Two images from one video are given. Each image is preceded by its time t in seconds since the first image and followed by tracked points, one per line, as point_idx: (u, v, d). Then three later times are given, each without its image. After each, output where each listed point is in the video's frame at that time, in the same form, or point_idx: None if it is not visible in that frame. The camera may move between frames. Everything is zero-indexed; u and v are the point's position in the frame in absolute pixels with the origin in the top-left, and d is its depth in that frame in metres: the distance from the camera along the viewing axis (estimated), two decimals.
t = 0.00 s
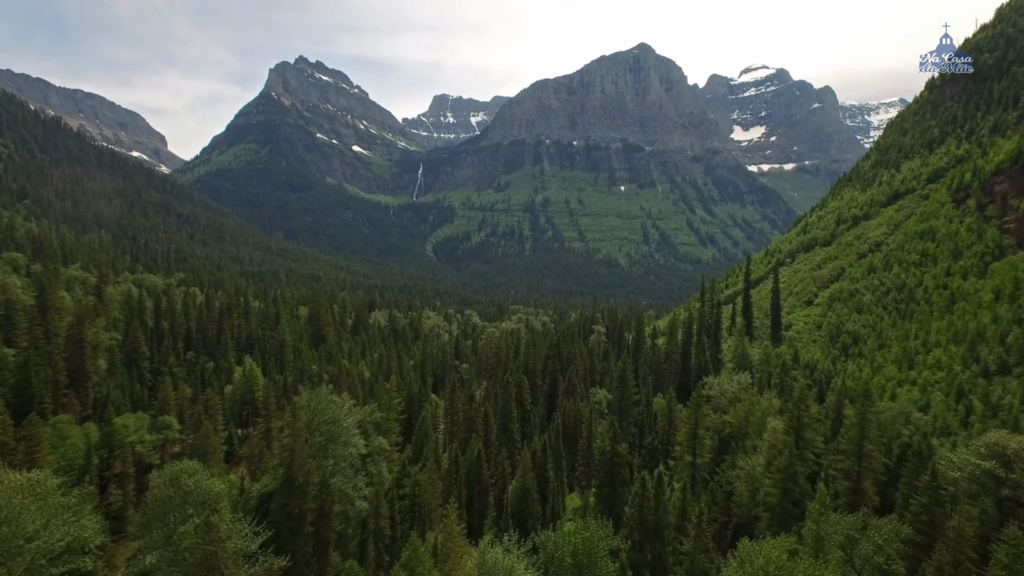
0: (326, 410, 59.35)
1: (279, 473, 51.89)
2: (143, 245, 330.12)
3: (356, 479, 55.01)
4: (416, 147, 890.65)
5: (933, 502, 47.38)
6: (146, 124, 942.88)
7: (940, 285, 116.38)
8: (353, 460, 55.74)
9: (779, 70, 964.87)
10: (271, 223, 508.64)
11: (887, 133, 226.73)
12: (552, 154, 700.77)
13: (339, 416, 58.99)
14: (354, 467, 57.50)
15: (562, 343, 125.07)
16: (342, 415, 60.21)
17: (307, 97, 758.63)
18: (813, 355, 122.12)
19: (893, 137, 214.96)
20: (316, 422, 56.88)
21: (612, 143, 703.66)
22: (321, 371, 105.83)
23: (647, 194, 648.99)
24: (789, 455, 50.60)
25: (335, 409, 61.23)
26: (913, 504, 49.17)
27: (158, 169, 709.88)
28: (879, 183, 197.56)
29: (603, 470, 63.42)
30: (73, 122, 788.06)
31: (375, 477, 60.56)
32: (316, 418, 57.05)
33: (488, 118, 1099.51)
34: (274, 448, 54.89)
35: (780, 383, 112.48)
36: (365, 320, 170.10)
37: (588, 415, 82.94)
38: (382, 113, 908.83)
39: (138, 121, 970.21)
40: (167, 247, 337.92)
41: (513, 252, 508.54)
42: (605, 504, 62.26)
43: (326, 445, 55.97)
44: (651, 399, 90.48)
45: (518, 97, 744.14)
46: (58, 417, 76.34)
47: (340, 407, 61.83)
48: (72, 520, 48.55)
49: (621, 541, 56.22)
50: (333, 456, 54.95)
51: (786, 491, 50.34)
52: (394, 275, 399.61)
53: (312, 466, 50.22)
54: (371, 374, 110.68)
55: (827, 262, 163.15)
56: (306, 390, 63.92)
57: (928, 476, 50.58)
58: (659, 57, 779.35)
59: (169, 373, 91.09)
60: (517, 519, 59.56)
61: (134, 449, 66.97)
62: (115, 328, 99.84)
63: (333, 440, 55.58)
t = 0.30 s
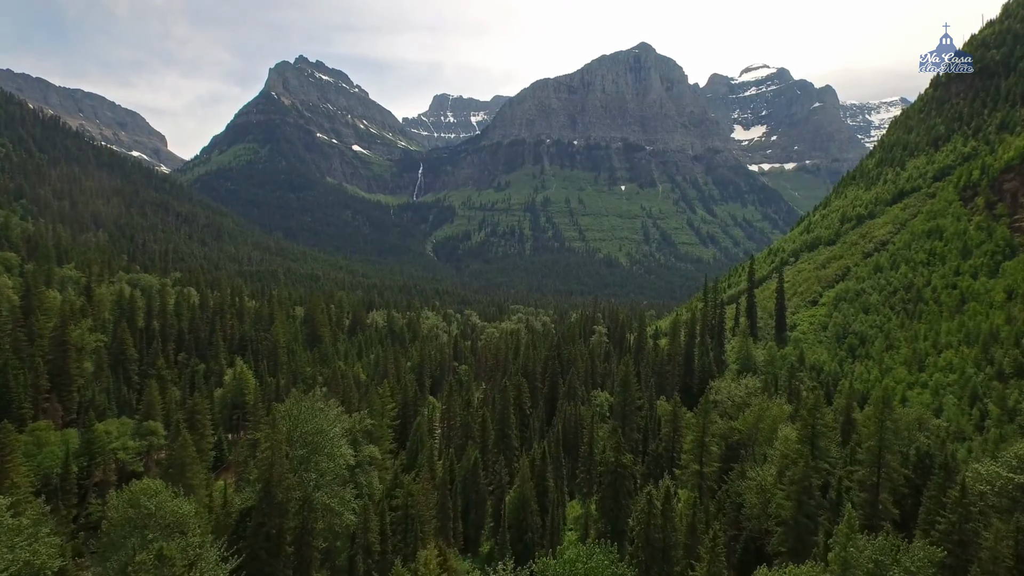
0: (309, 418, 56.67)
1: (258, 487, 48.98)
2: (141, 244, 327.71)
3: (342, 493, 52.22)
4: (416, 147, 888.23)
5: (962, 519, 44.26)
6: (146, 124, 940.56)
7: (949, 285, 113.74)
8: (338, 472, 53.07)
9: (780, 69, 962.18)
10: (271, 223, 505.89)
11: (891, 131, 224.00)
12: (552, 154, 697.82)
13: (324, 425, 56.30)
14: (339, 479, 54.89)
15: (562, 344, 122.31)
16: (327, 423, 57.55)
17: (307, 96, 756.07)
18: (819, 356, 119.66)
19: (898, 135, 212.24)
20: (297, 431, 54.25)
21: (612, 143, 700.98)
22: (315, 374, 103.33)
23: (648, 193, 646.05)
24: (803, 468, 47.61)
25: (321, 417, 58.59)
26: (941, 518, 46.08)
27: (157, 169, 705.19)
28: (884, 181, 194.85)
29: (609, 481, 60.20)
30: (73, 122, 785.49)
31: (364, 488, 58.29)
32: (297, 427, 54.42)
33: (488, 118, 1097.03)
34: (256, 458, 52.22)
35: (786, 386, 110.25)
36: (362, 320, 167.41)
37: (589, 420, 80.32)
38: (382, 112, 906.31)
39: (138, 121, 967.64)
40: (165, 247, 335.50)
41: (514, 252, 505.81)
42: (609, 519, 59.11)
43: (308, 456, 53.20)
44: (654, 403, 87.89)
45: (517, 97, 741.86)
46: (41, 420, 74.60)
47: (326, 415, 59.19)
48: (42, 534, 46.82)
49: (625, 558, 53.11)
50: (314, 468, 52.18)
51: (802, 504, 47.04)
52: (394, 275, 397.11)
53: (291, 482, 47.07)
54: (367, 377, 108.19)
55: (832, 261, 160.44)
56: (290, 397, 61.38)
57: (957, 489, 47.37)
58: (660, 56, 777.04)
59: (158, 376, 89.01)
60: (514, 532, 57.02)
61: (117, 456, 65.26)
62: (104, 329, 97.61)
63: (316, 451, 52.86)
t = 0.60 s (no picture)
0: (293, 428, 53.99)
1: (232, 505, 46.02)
2: (138, 244, 324.93)
3: (326, 507, 49.20)
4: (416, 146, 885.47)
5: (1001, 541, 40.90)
6: (146, 124, 937.71)
7: (958, 285, 111.05)
8: (323, 485, 50.34)
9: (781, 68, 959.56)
10: (270, 222, 502.92)
11: (896, 129, 221.05)
12: (553, 153, 694.80)
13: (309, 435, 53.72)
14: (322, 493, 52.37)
15: (562, 346, 119.63)
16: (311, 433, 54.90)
17: (307, 96, 753.30)
18: (825, 357, 117.06)
19: (903, 133, 209.35)
20: (277, 443, 51.85)
21: (612, 142, 698.57)
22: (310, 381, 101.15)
23: (649, 193, 642.50)
24: (821, 481, 44.63)
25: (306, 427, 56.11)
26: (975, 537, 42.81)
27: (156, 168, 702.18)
28: (889, 179, 192.04)
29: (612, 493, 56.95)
30: (72, 122, 782.39)
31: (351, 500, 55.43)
32: (277, 440, 51.97)
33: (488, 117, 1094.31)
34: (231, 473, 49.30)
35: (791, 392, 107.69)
36: (359, 321, 164.61)
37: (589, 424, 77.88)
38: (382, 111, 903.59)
39: (138, 121, 964.62)
40: (163, 247, 332.71)
41: (514, 252, 502.99)
42: (612, 532, 55.98)
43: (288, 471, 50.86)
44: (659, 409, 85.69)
45: (518, 96, 739.01)
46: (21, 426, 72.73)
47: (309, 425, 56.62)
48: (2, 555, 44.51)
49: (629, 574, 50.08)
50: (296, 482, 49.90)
51: (820, 521, 43.87)
52: (394, 275, 394.24)
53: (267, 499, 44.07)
54: (361, 380, 105.66)
55: (837, 260, 157.54)
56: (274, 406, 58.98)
57: (993, 506, 44.11)
58: (661, 56, 774.64)
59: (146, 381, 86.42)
60: (511, 545, 54.54)
61: (95, 465, 63.40)
62: (92, 331, 95.26)
63: (298, 464, 50.20)
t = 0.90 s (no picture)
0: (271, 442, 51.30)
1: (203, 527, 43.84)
2: (136, 244, 322.17)
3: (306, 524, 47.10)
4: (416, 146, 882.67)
5: None
6: (146, 123, 935.30)
7: (968, 285, 108.22)
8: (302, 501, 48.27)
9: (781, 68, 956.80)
10: (269, 222, 500.19)
11: (901, 127, 218.26)
12: (553, 152, 692.16)
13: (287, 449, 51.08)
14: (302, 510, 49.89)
15: (562, 347, 117.01)
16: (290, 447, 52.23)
17: (307, 95, 750.65)
18: (831, 358, 114.43)
19: (907, 131, 206.82)
20: (253, 459, 49.75)
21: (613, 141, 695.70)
22: (304, 384, 98.69)
23: (649, 192, 639.53)
24: (840, 495, 41.83)
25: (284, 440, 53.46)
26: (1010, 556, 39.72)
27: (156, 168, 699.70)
28: (894, 177, 189.10)
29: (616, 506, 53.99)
30: (72, 121, 780.04)
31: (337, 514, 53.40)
32: (251, 455, 49.82)
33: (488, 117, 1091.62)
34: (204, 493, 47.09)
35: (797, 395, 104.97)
36: (356, 322, 161.95)
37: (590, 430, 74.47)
38: (383, 111, 900.75)
39: (138, 121, 962.06)
40: (161, 247, 330.14)
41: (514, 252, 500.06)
42: (616, 545, 53.19)
43: (264, 488, 48.42)
44: (664, 412, 82.70)
45: (518, 95, 736.37)
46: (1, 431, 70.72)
47: (288, 439, 53.96)
48: None
49: None
50: (272, 500, 47.45)
51: (838, 538, 41.20)
52: (393, 275, 391.33)
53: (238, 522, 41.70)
54: (356, 383, 103.02)
55: (843, 259, 154.51)
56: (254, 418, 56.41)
57: None
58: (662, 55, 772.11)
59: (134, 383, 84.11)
60: (508, 562, 51.36)
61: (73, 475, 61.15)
62: (78, 333, 92.82)
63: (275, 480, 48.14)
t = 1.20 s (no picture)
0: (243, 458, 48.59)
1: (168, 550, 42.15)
2: (133, 243, 319.34)
3: (279, 544, 45.08)
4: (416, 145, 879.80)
5: None
6: (146, 123, 932.81)
7: (979, 285, 105.37)
8: (274, 521, 46.09)
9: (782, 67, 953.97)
10: (269, 221, 497.82)
11: (905, 125, 215.43)
12: (554, 152, 689.26)
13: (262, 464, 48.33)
14: (278, 531, 47.16)
15: (563, 348, 114.53)
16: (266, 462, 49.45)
17: (307, 95, 747.86)
18: (838, 360, 111.86)
19: (912, 129, 204.07)
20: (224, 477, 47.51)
21: (614, 141, 692.84)
22: (298, 388, 96.08)
23: (650, 191, 636.49)
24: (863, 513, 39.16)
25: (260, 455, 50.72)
26: None
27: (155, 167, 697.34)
28: (900, 175, 186.36)
29: (621, 522, 51.04)
30: (72, 121, 778.28)
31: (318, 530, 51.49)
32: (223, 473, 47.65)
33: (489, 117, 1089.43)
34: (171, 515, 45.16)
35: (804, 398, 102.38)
36: (353, 322, 159.22)
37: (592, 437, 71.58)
38: (383, 110, 897.74)
39: (138, 121, 959.65)
40: (159, 246, 328.35)
41: (514, 251, 498.07)
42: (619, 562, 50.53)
43: (235, 509, 45.66)
44: (669, 417, 79.89)
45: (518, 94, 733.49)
46: None
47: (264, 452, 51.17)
48: None
49: None
50: (242, 522, 44.67)
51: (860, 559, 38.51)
52: (392, 274, 388.93)
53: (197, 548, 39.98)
54: (352, 387, 100.24)
55: (848, 259, 151.69)
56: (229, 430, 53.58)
57: None
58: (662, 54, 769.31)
59: (119, 386, 81.35)
60: None
61: (51, 485, 59.06)
62: (62, 334, 89.90)
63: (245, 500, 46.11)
